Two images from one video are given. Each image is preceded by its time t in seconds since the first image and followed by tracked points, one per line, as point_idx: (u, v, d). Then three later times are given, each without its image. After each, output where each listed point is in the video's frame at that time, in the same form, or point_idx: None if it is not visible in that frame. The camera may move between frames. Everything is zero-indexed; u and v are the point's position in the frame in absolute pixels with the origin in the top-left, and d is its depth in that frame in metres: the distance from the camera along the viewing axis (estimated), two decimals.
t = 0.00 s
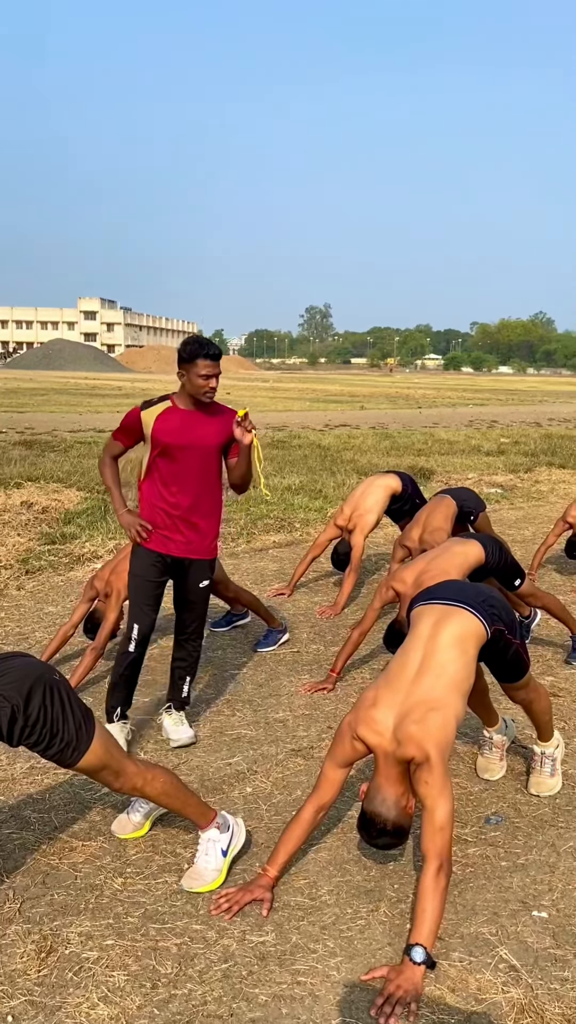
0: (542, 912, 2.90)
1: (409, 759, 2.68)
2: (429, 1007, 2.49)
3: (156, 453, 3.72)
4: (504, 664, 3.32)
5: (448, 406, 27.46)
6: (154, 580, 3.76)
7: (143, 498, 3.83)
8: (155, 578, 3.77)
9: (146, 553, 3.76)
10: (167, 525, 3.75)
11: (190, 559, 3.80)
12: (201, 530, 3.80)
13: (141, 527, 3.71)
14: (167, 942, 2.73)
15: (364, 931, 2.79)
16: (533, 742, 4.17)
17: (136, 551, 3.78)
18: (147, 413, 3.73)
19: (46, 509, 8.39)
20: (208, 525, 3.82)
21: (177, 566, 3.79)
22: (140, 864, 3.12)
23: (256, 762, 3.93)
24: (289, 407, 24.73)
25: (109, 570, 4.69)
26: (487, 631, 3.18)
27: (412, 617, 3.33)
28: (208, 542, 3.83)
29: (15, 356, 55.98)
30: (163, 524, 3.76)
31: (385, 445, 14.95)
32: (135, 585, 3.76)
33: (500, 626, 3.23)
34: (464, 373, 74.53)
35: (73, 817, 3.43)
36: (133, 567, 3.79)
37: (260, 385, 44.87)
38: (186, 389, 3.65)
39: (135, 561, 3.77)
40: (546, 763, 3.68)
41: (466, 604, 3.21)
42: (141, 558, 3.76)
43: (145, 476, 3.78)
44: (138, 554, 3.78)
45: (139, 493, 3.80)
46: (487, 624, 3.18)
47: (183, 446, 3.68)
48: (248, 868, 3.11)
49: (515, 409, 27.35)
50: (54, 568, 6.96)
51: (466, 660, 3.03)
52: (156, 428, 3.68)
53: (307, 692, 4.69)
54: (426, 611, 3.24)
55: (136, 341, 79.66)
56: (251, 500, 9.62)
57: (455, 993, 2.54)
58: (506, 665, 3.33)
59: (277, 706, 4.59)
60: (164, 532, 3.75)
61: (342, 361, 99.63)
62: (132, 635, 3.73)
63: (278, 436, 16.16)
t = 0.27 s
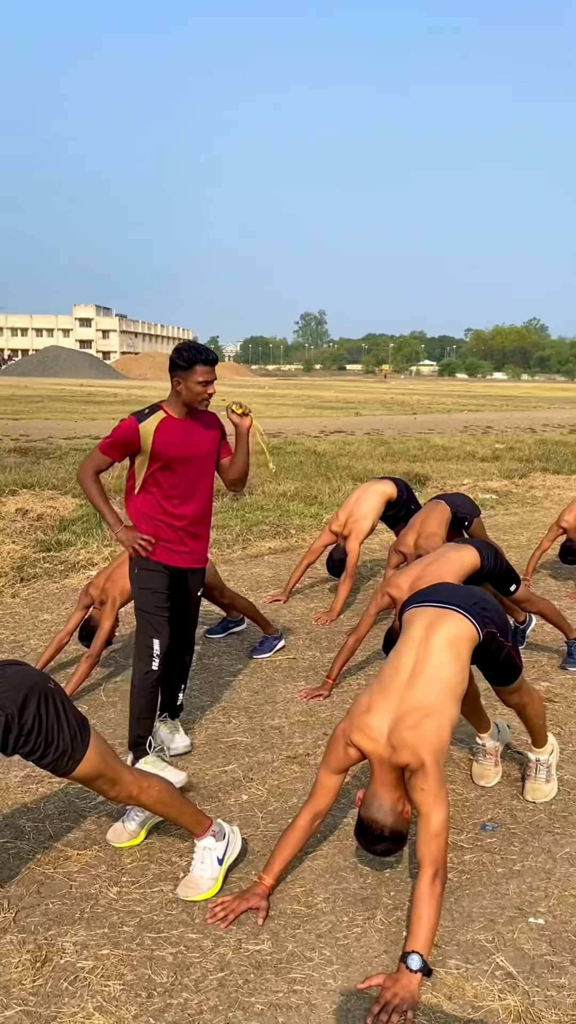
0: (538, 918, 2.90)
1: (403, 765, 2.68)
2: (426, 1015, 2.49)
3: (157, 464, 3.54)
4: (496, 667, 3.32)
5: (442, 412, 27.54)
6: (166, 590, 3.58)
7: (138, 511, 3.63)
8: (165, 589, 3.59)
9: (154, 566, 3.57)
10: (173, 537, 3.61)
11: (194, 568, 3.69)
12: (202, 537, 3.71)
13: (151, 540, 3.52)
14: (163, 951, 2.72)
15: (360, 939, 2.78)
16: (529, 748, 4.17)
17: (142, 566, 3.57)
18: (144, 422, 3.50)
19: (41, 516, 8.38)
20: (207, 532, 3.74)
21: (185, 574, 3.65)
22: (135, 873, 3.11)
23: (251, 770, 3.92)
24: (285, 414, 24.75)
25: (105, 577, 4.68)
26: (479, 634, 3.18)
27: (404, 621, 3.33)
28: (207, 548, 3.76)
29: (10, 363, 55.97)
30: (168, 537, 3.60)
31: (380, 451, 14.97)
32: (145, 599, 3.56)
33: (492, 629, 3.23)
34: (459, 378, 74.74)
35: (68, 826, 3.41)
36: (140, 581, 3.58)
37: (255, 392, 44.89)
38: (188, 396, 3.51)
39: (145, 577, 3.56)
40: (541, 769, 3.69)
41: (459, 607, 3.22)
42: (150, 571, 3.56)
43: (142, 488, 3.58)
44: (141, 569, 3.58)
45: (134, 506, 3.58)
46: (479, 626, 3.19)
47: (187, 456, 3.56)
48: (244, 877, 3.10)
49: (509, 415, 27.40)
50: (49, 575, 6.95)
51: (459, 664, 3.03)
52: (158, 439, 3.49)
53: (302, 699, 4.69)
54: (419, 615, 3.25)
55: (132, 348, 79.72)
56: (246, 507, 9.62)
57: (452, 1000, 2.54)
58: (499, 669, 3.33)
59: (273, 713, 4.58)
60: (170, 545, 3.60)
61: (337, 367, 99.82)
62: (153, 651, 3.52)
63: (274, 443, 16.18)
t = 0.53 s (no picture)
0: (529, 921, 2.90)
1: (392, 768, 2.68)
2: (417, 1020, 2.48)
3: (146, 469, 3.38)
4: (485, 670, 3.32)
5: (433, 416, 27.62)
6: (169, 606, 3.46)
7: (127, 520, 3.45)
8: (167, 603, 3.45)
9: (153, 578, 3.43)
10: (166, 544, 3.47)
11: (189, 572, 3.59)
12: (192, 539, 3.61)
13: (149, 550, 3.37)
14: (153, 958, 2.71)
15: (352, 944, 2.78)
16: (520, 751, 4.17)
17: (141, 581, 3.41)
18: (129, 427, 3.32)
19: (31, 522, 8.36)
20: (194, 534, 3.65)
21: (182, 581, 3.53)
22: (126, 880, 3.10)
23: (242, 775, 3.91)
24: (276, 419, 24.77)
25: (94, 583, 4.66)
26: (468, 637, 3.19)
27: (393, 624, 3.34)
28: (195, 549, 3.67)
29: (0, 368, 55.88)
30: (164, 544, 3.47)
31: (371, 456, 15.01)
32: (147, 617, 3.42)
33: (481, 632, 3.24)
34: (449, 383, 74.99)
35: (58, 833, 3.40)
36: (142, 597, 3.42)
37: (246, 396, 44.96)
38: (169, 393, 3.38)
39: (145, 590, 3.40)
40: (532, 773, 3.70)
41: (447, 610, 3.23)
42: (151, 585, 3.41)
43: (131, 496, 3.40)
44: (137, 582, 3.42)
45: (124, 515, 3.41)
46: (467, 629, 3.19)
47: (174, 458, 3.43)
48: (235, 882, 3.09)
49: (500, 419, 27.49)
50: (39, 581, 6.93)
51: (447, 666, 3.03)
52: (148, 444, 3.33)
53: (293, 704, 4.68)
54: (407, 618, 3.26)
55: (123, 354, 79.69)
56: (237, 512, 9.62)
57: (443, 1005, 2.54)
58: (488, 672, 3.33)
59: (264, 718, 4.58)
60: (166, 552, 3.46)
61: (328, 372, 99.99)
62: (157, 670, 3.42)
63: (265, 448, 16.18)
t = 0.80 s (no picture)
0: (518, 922, 2.91)
1: (382, 770, 2.68)
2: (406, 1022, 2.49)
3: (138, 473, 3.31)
4: (473, 671, 3.33)
5: (421, 418, 27.69)
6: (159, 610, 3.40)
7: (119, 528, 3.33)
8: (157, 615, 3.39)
9: (150, 586, 3.34)
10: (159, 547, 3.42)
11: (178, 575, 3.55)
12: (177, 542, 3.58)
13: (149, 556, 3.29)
14: (142, 962, 2.71)
15: (341, 946, 2.78)
16: (508, 752, 4.19)
17: (139, 588, 3.31)
18: (120, 430, 3.23)
19: (19, 526, 8.33)
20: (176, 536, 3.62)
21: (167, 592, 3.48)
22: (114, 884, 3.09)
23: (231, 778, 3.91)
24: (265, 421, 24.77)
25: (82, 586, 4.65)
26: (456, 637, 3.20)
27: (381, 625, 3.35)
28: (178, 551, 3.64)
29: None
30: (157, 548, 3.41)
31: (360, 458, 15.05)
32: (141, 627, 3.33)
33: (468, 632, 3.25)
34: (437, 385, 75.24)
35: (46, 838, 3.38)
36: (138, 605, 3.32)
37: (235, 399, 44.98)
38: (152, 394, 3.37)
39: (143, 598, 3.32)
40: (520, 774, 3.71)
41: (436, 610, 3.23)
42: (148, 593, 3.33)
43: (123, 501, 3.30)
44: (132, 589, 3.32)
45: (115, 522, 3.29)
46: (455, 630, 3.20)
47: (161, 460, 3.39)
48: (224, 886, 3.09)
49: (487, 421, 27.59)
50: (27, 585, 6.90)
51: (437, 667, 3.04)
52: (141, 448, 3.27)
53: (282, 706, 4.68)
54: (396, 620, 3.26)
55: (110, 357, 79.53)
56: (226, 515, 9.62)
57: (432, 1006, 2.54)
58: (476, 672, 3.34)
59: (253, 720, 4.57)
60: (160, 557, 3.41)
61: (317, 375, 100.11)
62: (137, 685, 3.35)
63: (253, 450, 16.19)
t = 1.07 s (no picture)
0: (501, 919, 2.93)
1: (367, 770, 2.69)
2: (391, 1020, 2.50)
3: (130, 479, 3.28)
4: (455, 669, 3.35)
5: (403, 418, 27.77)
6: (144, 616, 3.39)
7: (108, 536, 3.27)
8: (142, 620, 3.38)
9: (140, 593, 3.32)
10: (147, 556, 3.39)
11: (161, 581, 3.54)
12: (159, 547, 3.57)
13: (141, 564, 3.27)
14: (126, 965, 2.70)
15: (326, 945, 2.79)
16: (491, 750, 4.21)
17: (129, 594, 3.29)
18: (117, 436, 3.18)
19: None
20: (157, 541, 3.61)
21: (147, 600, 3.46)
22: (98, 888, 3.08)
23: (215, 779, 3.91)
24: (247, 422, 24.76)
25: (64, 589, 4.63)
26: (438, 636, 3.21)
27: (364, 625, 3.36)
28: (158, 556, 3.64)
29: None
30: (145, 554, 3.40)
31: (342, 458, 15.09)
32: (128, 631, 3.31)
33: (450, 631, 3.27)
34: (419, 385, 75.38)
35: (28, 842, 3.36)
36: (128, 612, 3.30)
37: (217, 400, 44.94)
38: (144, 397, 3.36)
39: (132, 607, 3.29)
40: (503, 772, 3.74)
41: (419, 609, 3.25)
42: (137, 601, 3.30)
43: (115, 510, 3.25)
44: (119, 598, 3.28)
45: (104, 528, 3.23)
46: (437, 628, 3.22)
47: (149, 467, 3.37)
48: (208, 888, 3.09)
49: (469, 420, 27.71)
50: (9, 587, 6.86)
51: (420, 667, 3.05)
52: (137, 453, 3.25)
53: (266, 707, 4.68)
54: (379, 619, 3.27)
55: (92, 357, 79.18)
56: (208, 515, 9.61)
57: (416, 1004, 2.55)
58: (458, 670, 3.36)
59: (236, 722, 4.57)
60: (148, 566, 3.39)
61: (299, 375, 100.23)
62: (120, 686, 3.33)
63: (236, 451, 16.19)
